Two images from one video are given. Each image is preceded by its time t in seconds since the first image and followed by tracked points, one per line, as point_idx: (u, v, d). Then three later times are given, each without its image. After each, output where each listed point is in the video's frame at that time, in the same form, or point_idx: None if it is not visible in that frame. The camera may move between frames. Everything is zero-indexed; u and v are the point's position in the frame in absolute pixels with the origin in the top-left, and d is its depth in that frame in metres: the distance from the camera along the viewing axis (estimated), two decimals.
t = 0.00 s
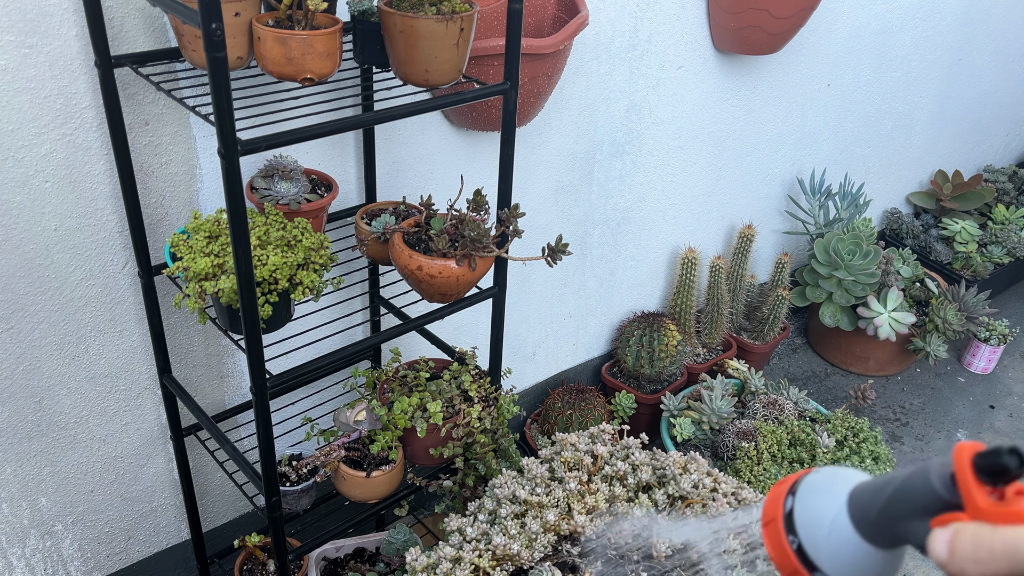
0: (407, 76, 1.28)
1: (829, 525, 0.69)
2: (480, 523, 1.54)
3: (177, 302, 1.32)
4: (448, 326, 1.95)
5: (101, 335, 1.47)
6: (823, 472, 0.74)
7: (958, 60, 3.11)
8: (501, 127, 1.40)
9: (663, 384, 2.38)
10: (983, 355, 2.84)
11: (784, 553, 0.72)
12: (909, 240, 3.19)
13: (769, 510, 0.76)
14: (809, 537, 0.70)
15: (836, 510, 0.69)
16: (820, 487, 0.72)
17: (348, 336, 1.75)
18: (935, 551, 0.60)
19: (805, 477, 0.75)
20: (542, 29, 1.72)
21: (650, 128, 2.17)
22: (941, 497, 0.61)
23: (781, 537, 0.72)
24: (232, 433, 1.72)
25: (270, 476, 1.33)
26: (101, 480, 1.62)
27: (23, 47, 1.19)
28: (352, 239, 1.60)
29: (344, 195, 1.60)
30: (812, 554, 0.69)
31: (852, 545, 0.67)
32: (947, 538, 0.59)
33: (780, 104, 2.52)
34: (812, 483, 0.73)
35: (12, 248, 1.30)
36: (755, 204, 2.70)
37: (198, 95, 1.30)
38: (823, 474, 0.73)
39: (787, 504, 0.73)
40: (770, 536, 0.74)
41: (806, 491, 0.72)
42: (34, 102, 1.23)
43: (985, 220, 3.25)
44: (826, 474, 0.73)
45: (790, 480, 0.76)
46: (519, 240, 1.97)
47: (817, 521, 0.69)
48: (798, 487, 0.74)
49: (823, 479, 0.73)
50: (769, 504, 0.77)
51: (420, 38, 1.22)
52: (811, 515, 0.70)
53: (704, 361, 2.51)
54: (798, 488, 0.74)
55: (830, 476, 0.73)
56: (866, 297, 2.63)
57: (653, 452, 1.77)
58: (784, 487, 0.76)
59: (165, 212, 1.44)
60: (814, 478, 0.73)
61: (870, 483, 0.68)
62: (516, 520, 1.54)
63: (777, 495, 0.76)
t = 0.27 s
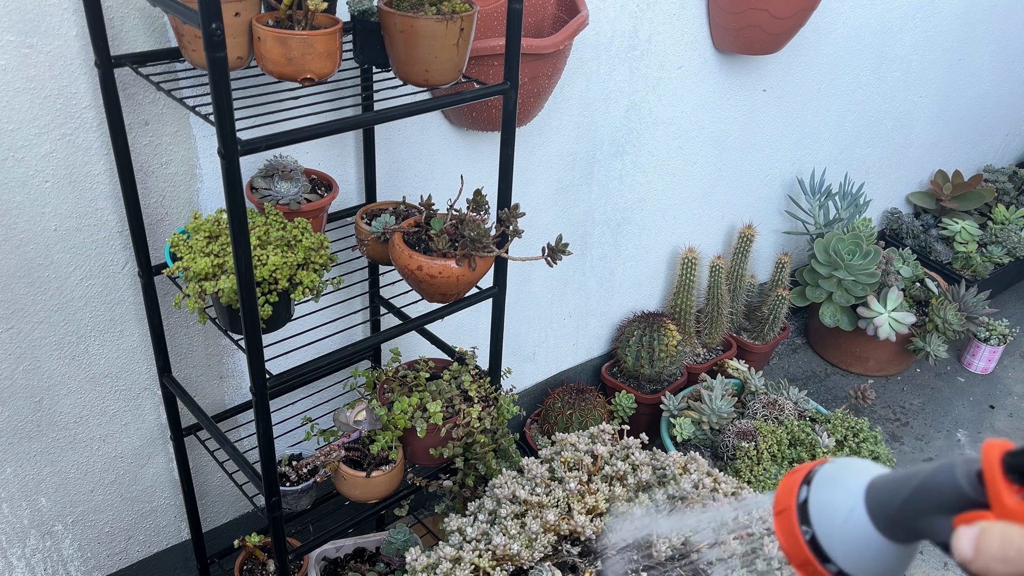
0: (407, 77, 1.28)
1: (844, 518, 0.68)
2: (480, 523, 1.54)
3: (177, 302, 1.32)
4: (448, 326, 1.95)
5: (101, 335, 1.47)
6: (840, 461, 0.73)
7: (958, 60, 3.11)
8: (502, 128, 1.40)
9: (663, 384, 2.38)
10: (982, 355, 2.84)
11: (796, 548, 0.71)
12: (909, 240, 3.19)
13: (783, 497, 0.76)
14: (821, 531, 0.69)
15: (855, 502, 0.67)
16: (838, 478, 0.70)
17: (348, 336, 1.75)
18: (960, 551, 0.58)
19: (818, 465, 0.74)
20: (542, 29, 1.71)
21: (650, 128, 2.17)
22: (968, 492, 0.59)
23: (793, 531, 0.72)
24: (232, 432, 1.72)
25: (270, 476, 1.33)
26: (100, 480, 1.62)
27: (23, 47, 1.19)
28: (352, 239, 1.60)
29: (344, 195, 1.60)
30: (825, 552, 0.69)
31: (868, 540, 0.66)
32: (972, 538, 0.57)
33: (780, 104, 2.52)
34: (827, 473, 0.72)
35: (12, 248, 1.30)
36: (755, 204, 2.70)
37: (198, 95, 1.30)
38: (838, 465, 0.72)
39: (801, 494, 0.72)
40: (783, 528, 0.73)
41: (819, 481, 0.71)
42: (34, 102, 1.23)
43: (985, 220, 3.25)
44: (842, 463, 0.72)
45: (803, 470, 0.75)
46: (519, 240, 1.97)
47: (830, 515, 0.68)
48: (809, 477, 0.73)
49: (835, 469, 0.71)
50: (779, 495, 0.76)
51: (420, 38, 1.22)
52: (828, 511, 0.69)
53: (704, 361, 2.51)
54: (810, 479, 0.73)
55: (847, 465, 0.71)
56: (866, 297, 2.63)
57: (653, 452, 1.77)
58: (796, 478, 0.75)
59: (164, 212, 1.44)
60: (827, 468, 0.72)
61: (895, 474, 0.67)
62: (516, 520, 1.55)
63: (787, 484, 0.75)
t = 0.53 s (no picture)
0: (407, 76, 1.29)
1: (847, 470, 0.68)
2: (480, 523, 1.54)
3: (177, 302, 1.31)
4: (448, 326, 1.95)
5: (101, 335, 1.47)
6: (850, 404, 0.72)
7: (958, 60, 3.11)
8: (502, 128, 1.40)
9: (663, 384, 2.38)
10: (982, 355, 2.84)
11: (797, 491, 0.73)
12: (909, 240, 3.19)
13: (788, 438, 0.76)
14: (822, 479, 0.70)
15: (857, 453, 0.67)
16: (844, 425, 0.70)
17: (348, 336, 1.75)
18: (954, 524, 0.59)
19: (828, 407, 0.73)
20: (542, 29, 1.72)
21: (650, 128, 2.17)
22: (965, 463, 0.60)
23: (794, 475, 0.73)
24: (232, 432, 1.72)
25: (270, 476, 1.33)
26: (100, 480, 1.62)
27: (23, 47, 1.19)
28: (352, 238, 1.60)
29: (344, 195, 1.60)
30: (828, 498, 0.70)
31: (869, 493, 0.66)
32: (964, 512, 0.58)
33: (780, 104, 2.52)
34: (833, 420, 0.71)
35: (12, 248, 1.30)
36: (755, 204, 2.70)
37: (198, 96, 1.30)
38: (847, 408, 0.71)
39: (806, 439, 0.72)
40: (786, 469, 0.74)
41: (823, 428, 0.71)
42: (34, 102, 1.23)
43: (985, 220, 3.26)
44: (852, 407, 0.71)
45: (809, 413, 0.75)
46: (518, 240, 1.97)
47: (831, 465, 0.69)
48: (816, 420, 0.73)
49: (846, 415, 0.71)
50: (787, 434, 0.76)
51: (420, 38, 1.22)
52: (831, 459, 0.69)
53: (704, 361, 2.51)
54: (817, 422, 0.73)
55: (858, 409, 0.71)
56: (866, 297, 2.63)
57: (653, 452, 1.77)
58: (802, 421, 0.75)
59: (164, 212, 1.44)
60: (835, 415, 0.72)
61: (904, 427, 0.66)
62: (516, 520, 1.56)
63: (796, 425, 0.75)
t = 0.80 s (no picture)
0: (407, 76, 1.28)
1: (735, 322, 0.63)
2: (480, 523, 1.54)
3: (177, 302, 1.32)
4: (447, 326, 1.95)
5: (101, 335, 1.47)
6: (749, 252, 0.68)
7: (958, 60, 3.11)
8: (502, 128, 1.40)
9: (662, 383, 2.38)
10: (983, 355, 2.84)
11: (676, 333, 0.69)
12: (909, 240, 3.19)
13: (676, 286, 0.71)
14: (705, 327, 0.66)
15: (746, 309, 0.63)
16: (735, 279, 0.65)
17: (348, 336, 1.75)
18: (835, 409, 0.55)
19: (723, 250, 0.69)
20: (541, 29, 1.72)
21: (650, 128, 2.17)
22: (858, 344, 0.54)
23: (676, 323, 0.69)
24: (232, 432, 1.72)
25: (270, 476, 1.33)
26: (100, 480, 1.62)
27: (23, 47, 1.18)
28: (352, 239, 1.60)
29: (344, 195, 1.60)
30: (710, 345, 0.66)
31: (753, 351, 0.63)
32: (848, 401, 0.54)
33: (780, 104, 2.52)
34: (726, 268, 0.67)
35: (12, 249, 1.30)
36: (755, 204, 2.69)
37: (198, 95, 1.30)
38: (741, 258, 0.67)
39: (695, 286, 0.68)
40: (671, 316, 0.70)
41: (715, 275, 0.66)
42: (34, 102, 1.23)
43: (985, 220, 3.26)
44: (745, 256, 0.67)
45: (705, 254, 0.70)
46: (519, 240, 1.97)
47: (718, 314, 0.65)
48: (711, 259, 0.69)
49: (735, 264, 0.67)
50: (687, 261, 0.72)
51: (420, 38, 1.22)
52: (717, 318, 0.65)
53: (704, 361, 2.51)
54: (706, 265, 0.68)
55: (752, 255, 0.67)
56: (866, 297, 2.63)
57: (654, 452, 1.76)
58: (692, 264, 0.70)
59: (164, 212, 1.44)
60: (728, 262, 0.67)
61: (797, 287, 0.61)
62: (516, 520, 1.54)
63: (692, 257, 0.72)
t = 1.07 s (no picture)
0: (407, 76, 1.28)
1: (692, 318, 0.52)
2: (480, 523, 1.53)
3: (177, 302, 1.31)
4: (447, 326, 1.94)
5: (101, 335, 1.47)
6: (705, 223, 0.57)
7: (959, 60, 3.11)
8: (502, 128, 1.40)
9: (663, 384, 2.38)
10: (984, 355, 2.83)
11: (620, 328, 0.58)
12: (909, 240, 3.18)
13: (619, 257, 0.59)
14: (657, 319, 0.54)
15: (710, 300, 0.52)
16: (691, 258, 0.54)
17: (349, 337, 1.75)
18: (824, 445, 0.48)
19: (675, 219, 0.58)
20: (541, 28, 1.71)
21: (650, 128, 2.16)
22: (858, 366, 0.45)
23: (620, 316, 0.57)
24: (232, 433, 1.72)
25: (270, 476, 1.32)
26: (100, 480, 1.61)
27: (22, 46, 1.18)
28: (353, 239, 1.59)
29: (344, 195, 1.60)
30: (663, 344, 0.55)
31: (712, 352, 0.52)
32: (846, 439, 0.47)
33: (780, 104, 2.51)
34: (683, 243, 0.55)
35: (12, 248, 1.30)
36: (755, 204, 2.69)
37: (197, 95, 1.30)
38: (697, 231, 0.56)
39: (644, 266, 0.56)
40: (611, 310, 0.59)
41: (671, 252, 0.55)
42: (34, 101, 1.22)
43: (985, 220, 3.26)
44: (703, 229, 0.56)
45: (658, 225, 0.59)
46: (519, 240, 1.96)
47: (670, 303, 0.54)
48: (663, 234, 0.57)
49: (692, 240, 0.56)
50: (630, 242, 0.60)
51: (420, 38, 1.22)
52: (670, 308, 0.54)
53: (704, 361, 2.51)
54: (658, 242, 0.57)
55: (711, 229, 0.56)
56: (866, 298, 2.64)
57: (654, 452, 1.76)
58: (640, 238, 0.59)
59: (164, 212, 1.43)
60: (687, 234, 0.56)
61: (766, 270, 0.51)
62: (516, 521, 1.54)
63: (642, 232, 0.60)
